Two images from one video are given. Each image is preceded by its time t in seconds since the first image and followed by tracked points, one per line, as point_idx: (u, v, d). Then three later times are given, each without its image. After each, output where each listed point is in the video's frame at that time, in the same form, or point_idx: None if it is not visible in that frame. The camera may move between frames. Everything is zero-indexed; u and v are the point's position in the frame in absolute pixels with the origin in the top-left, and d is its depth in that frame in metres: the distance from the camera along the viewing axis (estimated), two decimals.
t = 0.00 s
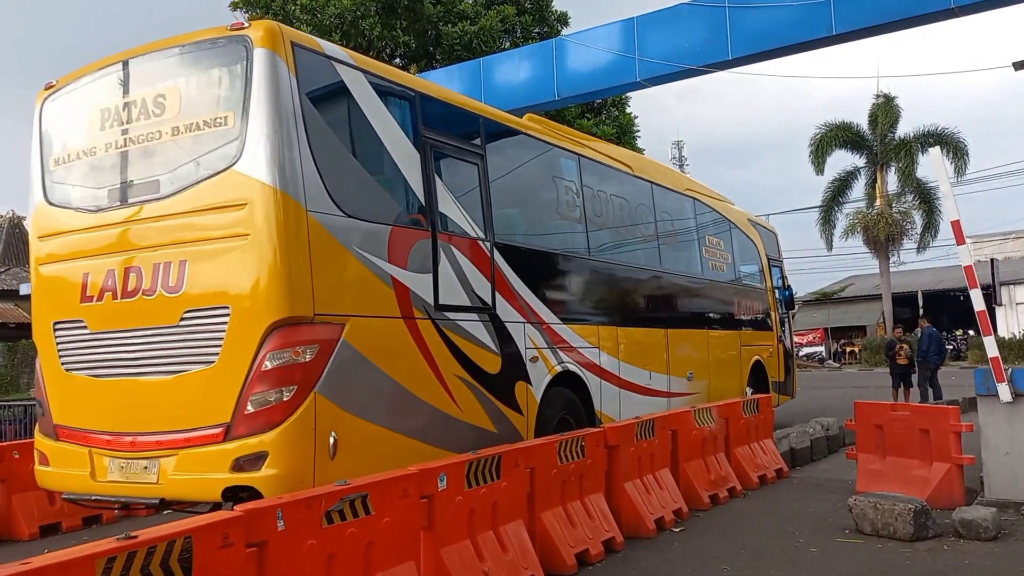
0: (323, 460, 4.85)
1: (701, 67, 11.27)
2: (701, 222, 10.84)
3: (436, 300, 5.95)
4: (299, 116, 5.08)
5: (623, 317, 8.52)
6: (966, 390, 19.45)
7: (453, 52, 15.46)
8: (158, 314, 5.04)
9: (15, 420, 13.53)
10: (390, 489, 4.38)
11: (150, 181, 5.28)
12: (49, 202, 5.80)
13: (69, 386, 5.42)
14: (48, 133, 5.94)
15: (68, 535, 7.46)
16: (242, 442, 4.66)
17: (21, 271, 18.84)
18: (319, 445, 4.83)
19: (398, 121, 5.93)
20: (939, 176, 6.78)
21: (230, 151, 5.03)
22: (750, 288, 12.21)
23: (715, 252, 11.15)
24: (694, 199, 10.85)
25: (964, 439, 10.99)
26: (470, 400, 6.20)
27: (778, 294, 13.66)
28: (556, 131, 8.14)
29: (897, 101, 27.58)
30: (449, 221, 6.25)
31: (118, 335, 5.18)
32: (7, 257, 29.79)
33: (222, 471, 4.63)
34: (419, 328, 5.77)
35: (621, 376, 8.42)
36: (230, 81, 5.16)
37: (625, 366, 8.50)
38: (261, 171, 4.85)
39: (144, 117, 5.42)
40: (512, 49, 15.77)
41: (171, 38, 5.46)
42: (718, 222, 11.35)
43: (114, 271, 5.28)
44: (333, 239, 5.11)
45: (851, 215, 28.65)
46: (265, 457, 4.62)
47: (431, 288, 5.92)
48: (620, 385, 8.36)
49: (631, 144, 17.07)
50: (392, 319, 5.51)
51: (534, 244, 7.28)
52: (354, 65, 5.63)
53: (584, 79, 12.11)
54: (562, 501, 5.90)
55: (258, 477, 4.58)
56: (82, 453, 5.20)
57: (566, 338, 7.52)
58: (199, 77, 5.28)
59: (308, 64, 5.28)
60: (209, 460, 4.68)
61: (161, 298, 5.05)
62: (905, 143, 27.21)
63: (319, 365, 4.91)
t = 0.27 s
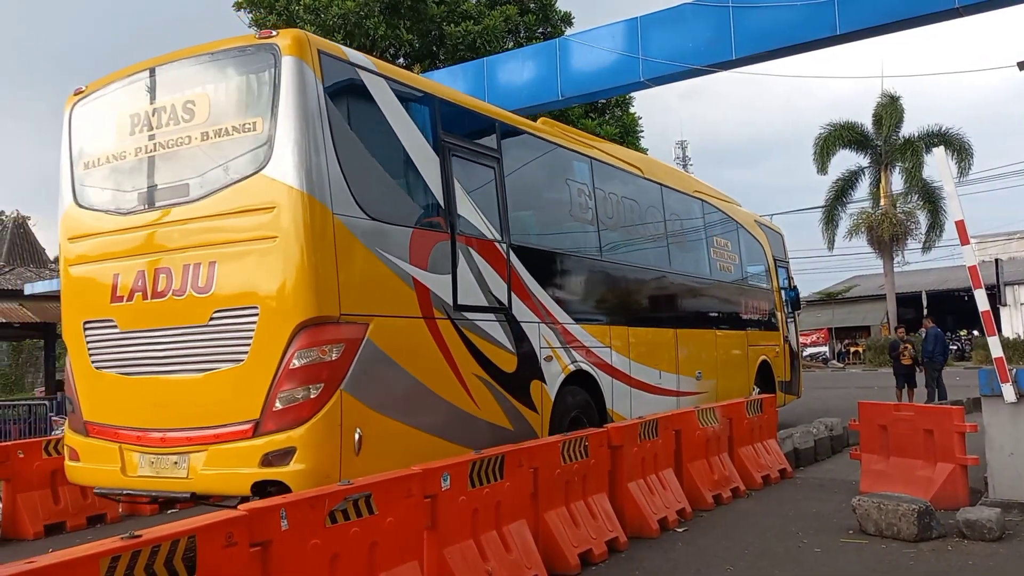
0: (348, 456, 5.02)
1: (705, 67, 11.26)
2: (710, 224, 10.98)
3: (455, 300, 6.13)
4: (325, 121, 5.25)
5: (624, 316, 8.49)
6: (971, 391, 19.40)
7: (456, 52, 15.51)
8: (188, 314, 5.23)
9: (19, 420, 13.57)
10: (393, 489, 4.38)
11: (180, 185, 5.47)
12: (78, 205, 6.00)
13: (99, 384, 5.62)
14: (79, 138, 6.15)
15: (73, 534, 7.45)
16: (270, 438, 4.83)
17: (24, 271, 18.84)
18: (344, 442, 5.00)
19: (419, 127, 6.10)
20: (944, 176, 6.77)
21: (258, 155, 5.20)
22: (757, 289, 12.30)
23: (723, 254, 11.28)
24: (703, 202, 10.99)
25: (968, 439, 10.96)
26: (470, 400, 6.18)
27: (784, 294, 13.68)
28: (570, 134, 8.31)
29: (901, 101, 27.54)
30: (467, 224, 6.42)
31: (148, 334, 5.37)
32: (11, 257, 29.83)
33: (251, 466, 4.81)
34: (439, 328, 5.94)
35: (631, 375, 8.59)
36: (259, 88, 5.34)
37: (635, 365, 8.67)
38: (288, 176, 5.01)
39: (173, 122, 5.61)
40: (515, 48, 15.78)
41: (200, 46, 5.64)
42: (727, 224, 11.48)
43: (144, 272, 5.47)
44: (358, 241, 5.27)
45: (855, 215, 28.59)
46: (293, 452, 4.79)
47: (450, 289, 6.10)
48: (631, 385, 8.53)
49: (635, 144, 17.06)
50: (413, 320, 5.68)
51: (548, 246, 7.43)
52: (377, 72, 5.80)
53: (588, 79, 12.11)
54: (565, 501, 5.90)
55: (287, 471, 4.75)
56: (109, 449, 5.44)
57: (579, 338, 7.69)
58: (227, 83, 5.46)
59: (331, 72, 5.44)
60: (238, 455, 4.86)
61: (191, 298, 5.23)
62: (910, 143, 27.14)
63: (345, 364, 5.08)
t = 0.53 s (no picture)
0: (372, 452, 5.18)
1: (708, 66, 11.25)
2: (717, 226, 11.11)
3: (473, 301, 6.28)
4: (349, 125, 5.39)
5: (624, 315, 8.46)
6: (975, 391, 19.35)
7: (459, 51, 15.48)
8: (215, 313, 5.37)
9: (22, 419, 13.59)
10: (396, 489, 4.38)
11: (208, 188, 5.61)
12: (106, 207, 6.12)
13: (125, 381, 5.75)
14: (106, 141, 6.27)
15: (76, 534, 7.45)
16: (296, 435, 4.99)
17: (26, 271, 18.85)
18: (368, 438, 5.15)
19: (438, 131, 6.26)
20: (947, 176, 6.76)
21: (285, 159, 5.34)
22: (763, 289, 12.41)
23: (729, 255, 11.40)
24: (710, 205, 11.13)
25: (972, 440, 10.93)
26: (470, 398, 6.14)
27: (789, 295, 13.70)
28: (582, 138, 8.46)
29: (904, 101, 27.50)
30: (484, 227, 6.57)
31: (175, 333, 5.50)
32: (13, 257, 29.86)
33: (278, 462, 4.98)
34: (458, 328, 6.09)
35: (642, 374, 8.74)
36: (285, 93, 5.48)
37: (645, 365, 8.82)
38: (314, 179, 5.16)
39: (200, 126, 5.74)
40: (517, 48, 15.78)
41: (226, 52, 5.76)
42: (733, 226, 11.60)
43: (171, 272, 5.61)
44: (380, 243, 5.42)
45: (858, 215, 28.56)
46: (319, 449, 4.94)
47: (469, 289, 6.26)
48: (641, 384, 8.68)
49: (637, 144, 17.06)
50: (433, 320, 5.83)
51: (560, 246, 7.58)
52: (398, 77, 5.96)
53: (591, 78, 12.11)
54: (568, 501, 5.90)
55: (314, 467, 4.91)
56: (139, 446, 5.56)
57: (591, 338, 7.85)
58: (252, 88, 5.60)
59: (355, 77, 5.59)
60: (265, 451, 5.02)
61: (218, 298, 5.37)
62: (914, 143, 27.10)
63: (369, 362, 5.23)
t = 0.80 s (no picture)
0: (393, 449, 5.33)
1: (710, 67, 11.25)
2: (724, 227, 11.22)
3: (488, 301, 6.42)
4: (371, 130, 5.53)
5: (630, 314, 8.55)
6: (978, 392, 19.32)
7: (461, 52, 15.50)
8: (239, 313, 5.52)
9: (25, 419, 13.60)
10: (398, 489, 4.39)
11: (232, 191, 5.74)
12: (130, 209, 6.24)
13: (150, 380, 5.91)
14: (130, 144, 6.39)
15: (78, 534, 7.45)
16: (319, 432, 5.14)
17: (29, 271, 18.84)
18: (389, 435, 5.30)
19: (454, 136, 6.41)
20: (950, 177, 6.75)
21: (308, 163, 5.47)
22: (768, 290, 12.49)
23: (736, 256, 11.50)
24: (717, 207, 11.23)
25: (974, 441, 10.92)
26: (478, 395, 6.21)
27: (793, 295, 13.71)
28: (593, 141, 8.61)
29: (906, 102, 27.48)
30: (499, 229, 6.72)
31: (199, 332, 5.66)
32: (16, 257, 29.89)
33: (302, 458, 5.13)
34: (474, 328, 6.23)
35: (650, 374, 8.88)
36: (307, 99, 5.61)
37: (653, 364, 8.96)
38: (336, 182, 5.29)
39: (225, 131, 5.88)
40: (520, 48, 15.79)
41: (249, 58, 5.89)
42: (739, 228, 11.70)
43: (195, 273, 5.76)
44: (400, 244, 5.56)
45: (860, 216, 28.53)
46: (342, 445, 5.09)
47: (484, 290, 6.40)
48: (649, 383, 8.82)
49: (639, 145, 17.06)
50: (451, 320, 5.97)
51: (571, 247, 7.71)
52: (417, 83, 6.12)
53: (593, 79, 12.11)
54: (570, 501, 5.90)
55: (337, 463, 5.06)
56: (163, 441, 5.75)
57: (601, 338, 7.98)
58: (276, 94, 5.74)
59: (376, 82, 5.73)
60: (289, 447, 5.18)
61: (242, 298, 5.52)
62: (916, 143, 27.16)
63: (389, 361, 5.37)
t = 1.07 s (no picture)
0: (411, 445, 5.48)
1: (711, 67, 11.25)
2: (729, 229, 11.34)
3: (502, 301, 6.56)
4: (390, 134, 5.70)
5: (638, 313, 8.68)
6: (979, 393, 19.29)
7: (463, 51, 15.52)
8: (262, 312, 5.66)
9: (26, 419, 13.62)
10: (399, 489, 4.39)
11: (253, 193, 5.89)
12: (151, 211, 6.39)
13: (171, 378, 6.04)
14: (152, 148, 6.54)
15: (80, 533, 7.46)
16: (340, 429, 5.30)
17: (32, 271, 18.85)
18: (407, 432, 5.45)
19: (469, 140, 6.57)
20: (951, 177, 6.75)
21: (329, 167, 5.63)
22: (771, 291, 12.54)
23: (741, 258, 11.60)
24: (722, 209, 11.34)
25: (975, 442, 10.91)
26: (489, 394, 6.31)
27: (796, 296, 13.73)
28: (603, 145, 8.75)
29: (907, 102, 27.46)
30: (513, 231, 6.86)
31: (220, 331, 5.78)
32: (18, 256, 29.91)
33: (323, 454, 5.29)
34: (488, 328, 6.37)
35: (658, 373, 9.01)
36: (328, 104, 5.78)
37: (660, 364, 9.08)
38: (357, 185, 5.46)
39: (246, 135, 6.03)
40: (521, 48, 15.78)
41: (271, 65, 6.06)
42: (744, 231, 11.80)
43: (217, 274, 5.89)
44: (419, 246, 5.72)
45: (861, 216, 28.52)
46: (362, 441, 5.25)
47: (499, 291, 6.54)
48: (657, 382, 8.95)
49: (641, 144, 17.04)
50: (466, 320, 6.11)
51: (581, 248, 7.85)
52: (433, 88, 6.29)
53: (595, 79, 12.10)
54: (571, 501, 5.89)
55: (357, 459, 5.22)
56: (186, 439, 5.87)
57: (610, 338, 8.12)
58: (298, 100, 5.91)
59: (394, 88, 5.90)
60: (311, 444, 5.34)
61: (263, 298, 5.66)
62: (917, 144, 27.17)
63: (408, 360, 5.53)
